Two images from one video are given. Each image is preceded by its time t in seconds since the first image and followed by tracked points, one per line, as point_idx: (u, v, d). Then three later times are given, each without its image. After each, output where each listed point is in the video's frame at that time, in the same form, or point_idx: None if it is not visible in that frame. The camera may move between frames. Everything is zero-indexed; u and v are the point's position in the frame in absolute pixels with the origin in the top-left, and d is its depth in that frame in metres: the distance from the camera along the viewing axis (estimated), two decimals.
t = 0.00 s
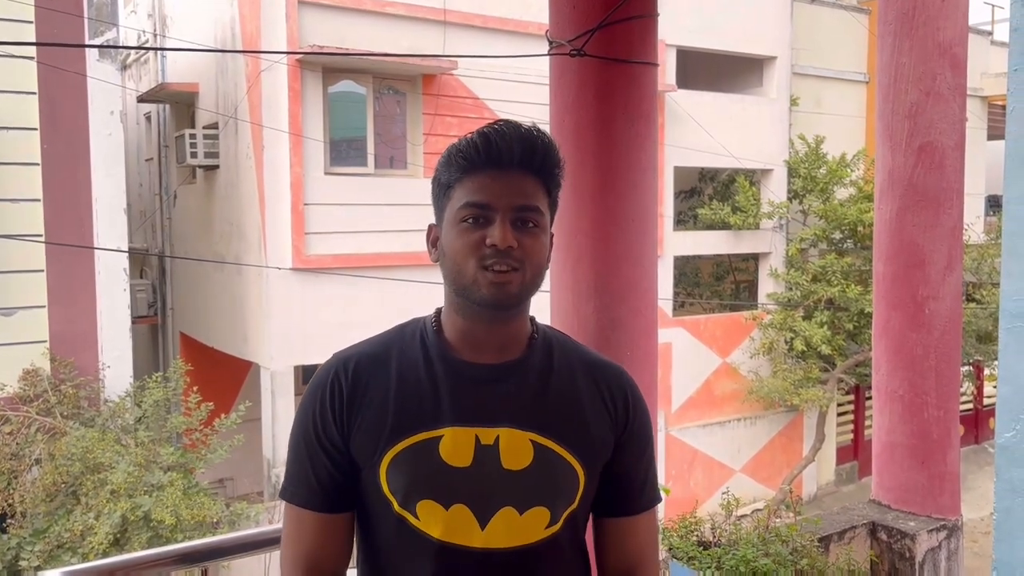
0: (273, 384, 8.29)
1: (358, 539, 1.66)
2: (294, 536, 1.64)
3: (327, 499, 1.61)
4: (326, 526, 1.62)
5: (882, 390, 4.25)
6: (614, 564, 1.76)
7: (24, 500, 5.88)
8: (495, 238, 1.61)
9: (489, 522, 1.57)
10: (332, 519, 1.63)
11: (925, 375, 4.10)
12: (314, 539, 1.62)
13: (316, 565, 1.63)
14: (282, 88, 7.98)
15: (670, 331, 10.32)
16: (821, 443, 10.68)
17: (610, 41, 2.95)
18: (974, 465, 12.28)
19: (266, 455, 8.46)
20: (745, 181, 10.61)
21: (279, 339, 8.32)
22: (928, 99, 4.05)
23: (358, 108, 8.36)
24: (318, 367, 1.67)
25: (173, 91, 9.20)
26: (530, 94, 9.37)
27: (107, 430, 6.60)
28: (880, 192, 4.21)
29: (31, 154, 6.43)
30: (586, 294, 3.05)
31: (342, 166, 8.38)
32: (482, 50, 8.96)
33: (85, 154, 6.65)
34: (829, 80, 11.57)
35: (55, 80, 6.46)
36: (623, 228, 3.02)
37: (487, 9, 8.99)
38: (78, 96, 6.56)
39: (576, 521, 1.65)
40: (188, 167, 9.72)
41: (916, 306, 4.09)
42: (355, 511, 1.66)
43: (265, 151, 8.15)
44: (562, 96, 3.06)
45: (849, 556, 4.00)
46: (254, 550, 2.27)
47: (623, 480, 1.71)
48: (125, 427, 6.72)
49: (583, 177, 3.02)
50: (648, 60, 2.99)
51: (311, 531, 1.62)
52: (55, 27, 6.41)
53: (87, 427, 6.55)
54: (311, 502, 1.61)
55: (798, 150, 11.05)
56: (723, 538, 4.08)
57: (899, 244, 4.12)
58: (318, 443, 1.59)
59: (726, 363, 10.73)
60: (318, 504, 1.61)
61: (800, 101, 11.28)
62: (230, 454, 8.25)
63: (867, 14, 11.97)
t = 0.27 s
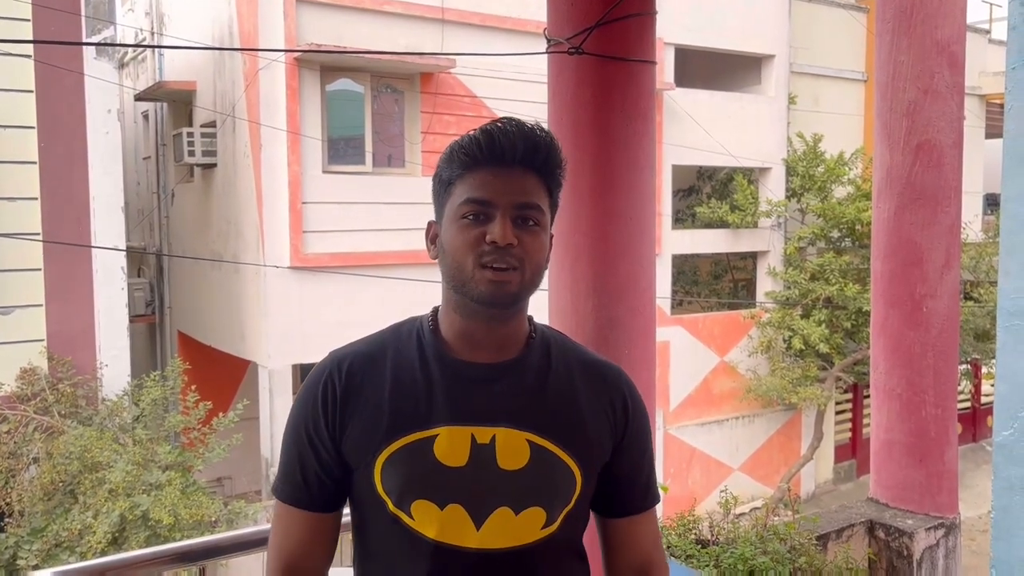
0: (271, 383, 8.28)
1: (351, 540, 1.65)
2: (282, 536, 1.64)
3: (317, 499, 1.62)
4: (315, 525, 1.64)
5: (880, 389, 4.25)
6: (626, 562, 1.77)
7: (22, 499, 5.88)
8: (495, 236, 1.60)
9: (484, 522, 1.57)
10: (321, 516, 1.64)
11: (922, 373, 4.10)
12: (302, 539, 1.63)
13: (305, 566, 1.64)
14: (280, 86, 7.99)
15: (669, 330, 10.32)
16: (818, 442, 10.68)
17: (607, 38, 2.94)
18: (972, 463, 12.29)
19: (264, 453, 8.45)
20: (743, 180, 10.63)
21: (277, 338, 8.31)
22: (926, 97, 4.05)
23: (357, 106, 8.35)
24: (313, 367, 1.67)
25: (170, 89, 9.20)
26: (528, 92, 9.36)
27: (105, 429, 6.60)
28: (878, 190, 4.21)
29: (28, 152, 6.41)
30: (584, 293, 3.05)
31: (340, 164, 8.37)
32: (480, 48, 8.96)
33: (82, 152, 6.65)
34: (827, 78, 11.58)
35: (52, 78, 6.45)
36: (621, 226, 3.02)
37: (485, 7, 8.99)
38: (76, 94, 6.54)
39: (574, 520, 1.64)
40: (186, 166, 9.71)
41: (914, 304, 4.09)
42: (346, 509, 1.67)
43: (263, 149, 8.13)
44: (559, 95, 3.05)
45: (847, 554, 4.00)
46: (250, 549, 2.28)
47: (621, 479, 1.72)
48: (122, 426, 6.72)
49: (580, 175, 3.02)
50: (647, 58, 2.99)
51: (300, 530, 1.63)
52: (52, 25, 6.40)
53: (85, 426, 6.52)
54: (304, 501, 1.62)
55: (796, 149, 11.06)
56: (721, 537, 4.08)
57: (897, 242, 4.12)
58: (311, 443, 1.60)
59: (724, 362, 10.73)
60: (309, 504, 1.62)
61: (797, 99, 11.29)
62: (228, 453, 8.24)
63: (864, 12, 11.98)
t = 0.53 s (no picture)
0: (270, 382, 8.29)
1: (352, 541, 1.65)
2: (275, 534, 1.63)
3: (318, 499, 1.62)
4: (312, 524, 1.63)
5: (879, 387, 4.26)
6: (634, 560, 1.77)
7: (21, 497, 5.88)
8: (493, 234, 1.60)
9: (486, 521, 1.57)
10: (320, 515, 1.64)
11: (921, 372, 4.11)
12: (294, 535, 1.63)
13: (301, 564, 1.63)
14: (278, 84, 7.99)
15: (667, 329, 10.33)
16: (817, 440, 10.69)
17: (607, 36, 2.94)
18: (970, 461, 12.32)
19: (263, 452, 8.45)
20: (742, 179, 10.68)
21: (276, 337, 8.31)
22: (925, 95, 4.06)
23: (355, 105, 8.35)
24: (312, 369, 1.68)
25: (169, 88, 9.20)
26: (527, 91, 9.37)
27: (104, 427, 6.59)
28: (877, 189, 4.21)
29: (27, 150, 6.40)
30: (584, 292, 3.05)
31: (338, 163, 8.37)
32: (479, 46, 8.95)
33: (81, 150, 6.64)
34: (826, 76, 11.58)
35: (51, 76, 6.44)
36: (620, 225, 3.02)
37: (484, 5, 8.98)
38: (75, 93, 6.53)
39: (579, 519, 1.63)
40: (185, 165, 9.71)
41: (913, 303, 4.10)
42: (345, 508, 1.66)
43: (263, 148, 8.13)
44: (558, 94, 3.06)
45: (845, 552, 4.01)
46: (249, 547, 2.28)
47: (626, 477, 1.71)
48: (121, 424, 6.73)
49: (579, 174, 3.03)
50: (646, 57, 2.99)
51: (298, 530, 1.63)
52: (51, 23, 6.38)
53: (83, 424, 6.52)
54: (303, 501, 1.61)
55: (795, 147, 11.06)
56: (721, 534, 4.09)
57: (896, 240, 4.13)
58: (311, 444, 1.60)
59: (723, 360, 10.74)
60: (310, 504, 1.62)
61: (797, 98, 11.29)
62: (228, 451, 8.25)
63: (863, 10, 11.98)
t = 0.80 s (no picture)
0: (269, 380, 8.29)
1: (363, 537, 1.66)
2: (298, 533, 1.65)
3: (329, 497, 1.63)
4: (330, 523, 1.64)
5: (880, 385, 4.26)
6: (636, 559, 1.77)
7: (21, 495, 5.88)
8: (501, 233, 1.61)
9: (494, 518, 1.57)
10: (335, 513, 1.64)
11: (922, 370, 4.11)
12: (313, 535, 1.64)
13: (318, 560, 1.65)
14: (278, 83, 7.98)
15: (667, 327, 10.34)
16: (816, 439, 10.70)
17: (608, 34, 2.93)
18: (969, 460, 12.33)
19: (263, 450, 8.45)
20: (742, 177, 10.63)
21: (275, 336, 8.31)
22: (926, 93, 4.06)
23: (355, 103, 8.36)
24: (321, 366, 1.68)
25: (169, 86, 9.21)
26: (527, 89, 9.36)
27: (104, 425, 6.60)
28: (878, 187, 4.22)
29: (27, 149, 6.39)
30: (587, 290, 3.05)
31: (338, 161, 8.38)
32: (479, 44, 8.95)
33: (81, 148, 6.63)
34: (826, 75, 11.58)
35: (51, 74, 6.43)
36: (621, 223, 3.02)
37: (484, 4, 8.98)
38: (75, 91, 6.52)
39: (584, 516, 1.64)
40: (185, 163, 9.71)
41: (913, 301, 4.10)
42: (356, 505, 1.67)
43: (263, 147, 8.12)
44: (560, 91, 3.06)
45: (846, 549, 4.01)
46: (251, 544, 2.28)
47: (631, 474, 1.71)
48: (121, 423, 6.72)
49: (581, 172, 3.03)
50: (647, 54, 2.98)
51: (309, 527, 1.64)
52: (51, 21, 6.37)
53: (83, 422, 6.52)
54: (314, 498, 1.63)
55: (795, 146, 11.06)
56: (721, 532, 4.09)
57: (897, 239, 4.13)
58: (321, 441, 1.61)
59: (722, 359, 10.75)
60: (321, 502, 1.63)
61: (796, 97, 11.29)
62: (228, 449, 8.25)
63: (863, 9, 11.97)
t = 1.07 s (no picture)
0: (270, 378, 8.28)
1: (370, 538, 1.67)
2: (298, 533, 1.66)
3: (336, 498, 1.63)
4: (334, 523, 1.65)
5: (880, 383, 4.26)
6: (642, 558, 1.76)
7: (21, 493, 5.88)
8: (501, 230, 1.61)
9: (500, 518, 1.57)
10: (341, 513, 1.65)
11: (922, 368, 4.11)
12: (319, 535, 1.65)
13: (324, 559, 1.65)
14: (278, 81, 7.97)
15: (667, 325, 10.34)
16: (816, 437, 10.70)
17: (608, 32, 2.93)
18: (969, 458, 12.33)
19: (263, 448, 8.45)
20: (742, 176, 10.64)
21: (275, 334, 8.30)
22: (926, 92, 4.05)
23: (355, 101, 8.37)
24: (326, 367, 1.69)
25: (169, 84, 9.21)
26: (527, 87, 9.36)
27: (104, 423, 6.60)
28: (878, 186, 4.23)
29: (26, 147, 6.38)
30: (588, 289, 3.05)
31: (338, 159, 8.38)
32: (479, 42, 8.94)
33: (81, 146, 6.62)
34: (826, 73, 11.58)
35: (51, 72, 6.42)
36: (622, 222, 3.02)
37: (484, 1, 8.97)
38: (75, 89, 6.51)
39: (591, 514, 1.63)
40: (185, 161, 9.71)
41: (914, 300, 4.10)
42: (362, 504, 1.68)
43: (263, 145, 8.11)
44: (560, 90, 3.06)
45: (846, 548, 4.01)
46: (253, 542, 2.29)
47: (638, 472, 1.71)
48: (122, 421, 6.73)
49: (581, 171, 3.03)
50: (647, 52, 2.98)
51: (315, 527, 1.65)
52: (51, 18, 6.35)
53: (83, 420, 6.53)
54: (321, 499, 1.63)
55: (795, 145, 11.05)
56: (721, 530, 4.07)
57: (897, 237, 4.13)
58: (327, 441, 1.62)
59: (723, 357, 10.75)
60: (327, 503, 1.63)
61: (797, 95, 11.28)
62: (228, 447, 8.25)
63: (864, 7, 11.97)
